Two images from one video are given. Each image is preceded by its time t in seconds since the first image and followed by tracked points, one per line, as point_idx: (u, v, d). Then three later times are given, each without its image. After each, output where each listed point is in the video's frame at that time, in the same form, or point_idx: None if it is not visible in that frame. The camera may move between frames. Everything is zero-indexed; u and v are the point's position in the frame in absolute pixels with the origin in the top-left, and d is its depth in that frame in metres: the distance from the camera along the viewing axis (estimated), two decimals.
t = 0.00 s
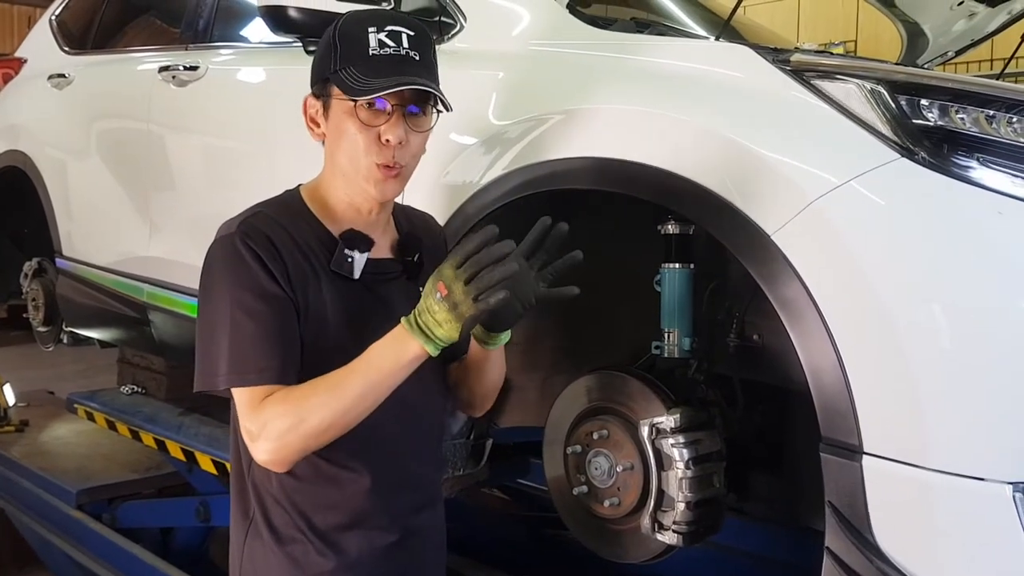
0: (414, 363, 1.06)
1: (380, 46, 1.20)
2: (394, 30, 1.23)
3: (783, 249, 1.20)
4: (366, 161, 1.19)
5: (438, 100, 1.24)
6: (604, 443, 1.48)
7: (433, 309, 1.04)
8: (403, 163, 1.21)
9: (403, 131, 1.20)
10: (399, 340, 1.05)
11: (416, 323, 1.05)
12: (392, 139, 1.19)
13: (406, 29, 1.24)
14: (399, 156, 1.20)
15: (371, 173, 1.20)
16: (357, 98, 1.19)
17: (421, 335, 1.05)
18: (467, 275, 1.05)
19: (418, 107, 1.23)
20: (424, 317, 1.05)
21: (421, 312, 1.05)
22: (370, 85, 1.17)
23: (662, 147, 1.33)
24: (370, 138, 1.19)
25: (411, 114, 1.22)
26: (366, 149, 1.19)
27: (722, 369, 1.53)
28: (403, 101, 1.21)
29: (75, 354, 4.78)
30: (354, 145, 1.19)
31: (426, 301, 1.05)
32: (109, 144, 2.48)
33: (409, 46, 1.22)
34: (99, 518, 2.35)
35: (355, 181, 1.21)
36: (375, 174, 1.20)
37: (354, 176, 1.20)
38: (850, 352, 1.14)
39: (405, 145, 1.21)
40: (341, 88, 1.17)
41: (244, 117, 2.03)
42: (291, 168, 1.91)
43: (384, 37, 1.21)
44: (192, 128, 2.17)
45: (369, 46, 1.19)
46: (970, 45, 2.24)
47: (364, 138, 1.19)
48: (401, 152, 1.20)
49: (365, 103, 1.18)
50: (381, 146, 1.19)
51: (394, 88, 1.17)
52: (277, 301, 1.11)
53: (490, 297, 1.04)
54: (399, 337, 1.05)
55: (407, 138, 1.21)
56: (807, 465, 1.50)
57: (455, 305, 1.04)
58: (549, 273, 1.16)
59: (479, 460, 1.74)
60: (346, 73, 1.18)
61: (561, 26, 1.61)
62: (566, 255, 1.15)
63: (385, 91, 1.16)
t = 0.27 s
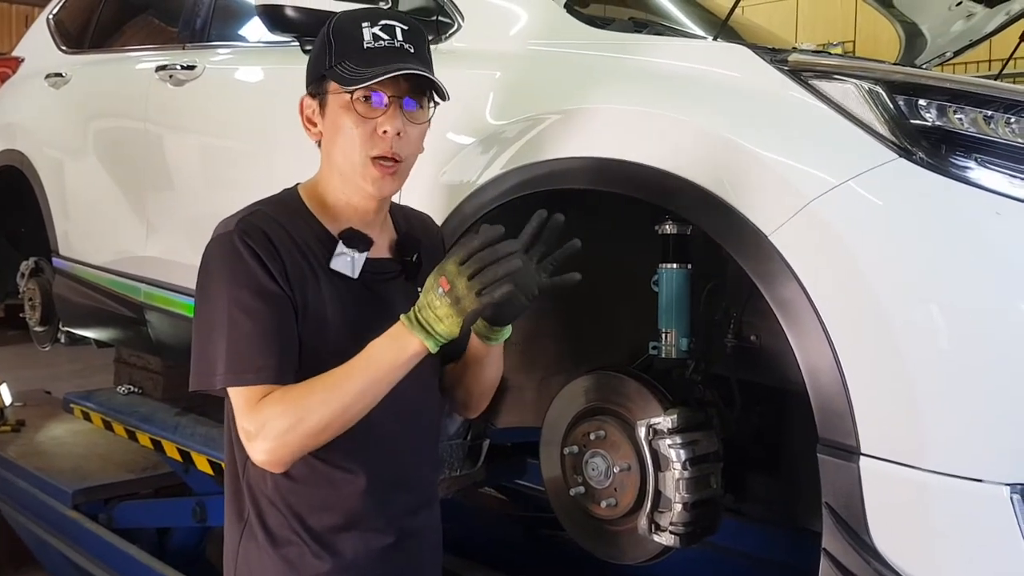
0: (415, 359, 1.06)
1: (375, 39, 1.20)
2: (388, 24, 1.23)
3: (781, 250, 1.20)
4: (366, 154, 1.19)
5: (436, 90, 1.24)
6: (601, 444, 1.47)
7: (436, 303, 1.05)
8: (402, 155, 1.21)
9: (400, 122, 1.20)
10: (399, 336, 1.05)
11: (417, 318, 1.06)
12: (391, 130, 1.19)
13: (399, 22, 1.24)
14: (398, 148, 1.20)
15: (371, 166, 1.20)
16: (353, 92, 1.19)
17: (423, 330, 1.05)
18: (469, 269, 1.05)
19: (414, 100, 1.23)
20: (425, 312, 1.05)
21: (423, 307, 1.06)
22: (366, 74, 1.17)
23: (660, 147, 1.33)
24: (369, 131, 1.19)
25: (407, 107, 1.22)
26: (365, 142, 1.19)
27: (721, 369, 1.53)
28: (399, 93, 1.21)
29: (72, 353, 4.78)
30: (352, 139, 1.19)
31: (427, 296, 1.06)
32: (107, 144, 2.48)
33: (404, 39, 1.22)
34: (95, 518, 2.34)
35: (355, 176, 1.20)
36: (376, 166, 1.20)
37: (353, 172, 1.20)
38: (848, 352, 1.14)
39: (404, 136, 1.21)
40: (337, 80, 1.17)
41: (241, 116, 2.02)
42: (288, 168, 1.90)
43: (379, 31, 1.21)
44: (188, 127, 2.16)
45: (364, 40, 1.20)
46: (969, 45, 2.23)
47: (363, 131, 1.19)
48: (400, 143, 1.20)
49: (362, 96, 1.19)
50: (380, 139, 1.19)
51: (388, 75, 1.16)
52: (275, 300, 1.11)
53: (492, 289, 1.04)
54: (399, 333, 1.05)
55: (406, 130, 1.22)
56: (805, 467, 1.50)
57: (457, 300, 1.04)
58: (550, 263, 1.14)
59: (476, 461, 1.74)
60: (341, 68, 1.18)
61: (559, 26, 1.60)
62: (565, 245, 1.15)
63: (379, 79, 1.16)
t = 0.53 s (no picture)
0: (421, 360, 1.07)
1: (376, 40, 1.19)
2: (389, 25, 1.22)
3: (781, 249, 1.19)
4: (367, 154, 1.19)
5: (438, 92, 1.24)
6: (600, 445, 1.47)
7: (451, 302, 1.07)
8: (402, 156, 1.21)
9: (402, 124, 1.20)
10: (408, 335, 1.06)
11: (429, 317, 1.07)
12: (391, 131, 1.19)
13: (399, 22, 1.24)
14: (399, 149, 1.20)
15: (372, 166, 1.19)
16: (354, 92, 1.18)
17: (433, 330, 1.07)
18: (492, 275, 1.08)
19: (414, 102, 1.23)
20: (439, 311, 1.07)
21: (436, 306, 1.07)
22: (368, 75, 1.16)
23: (660, 147, 1.32)
24: (370, 132, 1.18)
25: (408, 109, 1.22)
26: (366, 143, 1.18)
27: (722, 371, 1.53)
28: (400, 95, 1.21)
29: (69, 354, 4.77)
30: (353, 139, 1.18)
31: (443, 297, 1.08)
32: (103, 143, 2.47)
33: (405, 40, 1.22)
34: (92, 519, 2.33)
35: (355, 176, 1.19)
36: (376, 167, 1.19)
37: (354, 172, 1.19)
38: (850, 353, 1.13)
39: (405, 138, 1.21)
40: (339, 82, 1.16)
41: (238, 116, 2.01)
42: (286, 168, 1.89)
43: (379, 32, 1.20)
44: (186, 127, 2.15)
45: (365, 40, 1.19)
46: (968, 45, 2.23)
47: (364, 132, 1.18)
48: (401, 144, 1.20)
49: (363, 97, 1.18)
50: (381, 140, 1.19)
51: (392, 77, 1.16)
52: (276, 300, 1.10)
53: (511, 296, 1.08)
54: (409, 333, 1.06)
55: (407, 131, 1.21)
56: (806, 467, 1.50)
57: (475, 303, 1.07)
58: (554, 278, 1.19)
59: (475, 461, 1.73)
60: (343, 68, 1.17)
61: (557, 25, 1.59)
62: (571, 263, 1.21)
63: (382, 80, 1.16)
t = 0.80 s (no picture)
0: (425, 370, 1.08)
1: (374, 39, 1.19)
2: (384, 24, 1.22)
3: (780, 250, 1.19)
4: (371, 153, 1.19)
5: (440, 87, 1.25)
6: (600, 447, 1.46)
7: (461, 315, 1.09)
8: (404, 155, 1.21)
9: (404, 122, 1.20)
10: (410, 345, 1.07)
11: (438, 328, 1.08)
12: (394, 130, 1.19)
13: (394, 20, 1.24)
14: (402, 147, 1.20)
15: (375, 166, 1.19)
16: (355, 92, 1.18)
17: (441, 341, 1.08)
18: (507, 292, 1.11)
19: (414, 100, 1.24)
20: (449, 322, 1.09)
21: (446, 317, 1.09)
22: (371, 74, 1.16)
23: (659, 148, 1.32)
24: (372, 131, 1.18)
25: (409, 107, 1.23)
26: (369, 142, 1.18)
27: (720, 371, 1.50)
28: (401, 94, 1.21)
29: (66, 355, 4.76)
30: (357, 139, 1.18)
31: (455, 309, 1.10)
32: (100, 144, 2.47)
33: (402, 39, 1.22)
34: (90, 521, 2.33)
35: (359, 176, 1.19)
36: (380, 166, 1.19)
37: (356, 171, 1.19)
38: (849, 355, 1.13)
39: (407, 136, 1.21)
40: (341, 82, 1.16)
41: (236, 117, 2.01)
42: (283, 169, 1.89)
43: (376, 31, 1.21)
44: (183, 128, 2.15)
45: (363, 39, 1.19)
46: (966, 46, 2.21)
47: (366, 131, 1.18)
48: (404, 143, 1.20)
49: (364, 96, 1.18)
50: (385, 138, 1.19)
51: (394, 75, 1.16)
52: (274, 304, 1.10)
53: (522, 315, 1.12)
54: (414, 343, 1.07)
55: (408, 130, 1.22)
56: (806, 466, 1.51)
57: (487, 318, 1.10)
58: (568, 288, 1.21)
59: (474, 463, 1.73)
60: (342, 68, 1.17)
61: (555, 26, 1.59)
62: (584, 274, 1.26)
63: (386, 78, 1.16)
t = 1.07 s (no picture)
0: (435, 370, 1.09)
1: (366, 40, 1.20)
2: (373, 24, 1.24)
3: (780, 252, 1.19)
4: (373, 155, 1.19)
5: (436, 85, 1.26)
6: (599, 449, 1.46)
7: (474, 314, 1.13)
8: (404, 155, 1.22)
9: (402, 122, 1.21)
10: (424, 344, 1.09)
11: (451, 327, 1.12)
12: (394, 131, 1.19)
13: (379, 20, 1.25)
14: (401, 147, 1.21)
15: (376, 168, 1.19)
16: (353, 95, 1.18)
17: (454, 340, 1.11)
18: (517, 293, 1.16)
19: (408, 99, 1.24)
20: (461, 322, 1.12)
21: (460, 316, 1.13)
22: (372, 77, 1.16)
23: (658, 149, 1.31)
24: (372, 133, 1.18)
25: (404, 107, 1.23)
26: (371, 144, 1.18)
27: (720, 372, 1.50)
28: (397, 95, 1.21)
29: (65, 357, 4.76)
30: (358, 141, 1.18)
31: (468, 308, 1.13)
32: (98, 146, 2.47)
33: (391, 39, 1.24)
34: (89, 523, 2.32)
35: (362, 177, 1.19)
36: (382, 167, 1.19)
37: (356, 174, 1.19)
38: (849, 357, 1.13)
39: (405, 135, 1.21)
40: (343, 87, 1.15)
41: (234, 118, 2.01)
42: (281, 170, 1.88)
43: (368, 32, 1.22)
44: (181, 130, 2.15)
45: (355, 40, 1.19)
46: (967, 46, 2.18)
47: (366, 134, 1.18)
48: (403, 143, 1.21)
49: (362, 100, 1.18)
50: (386, 140, 1.19)
51: (403, 79, 1.17)
52: (277, 307, 1.09)
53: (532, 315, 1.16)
54: (427, 341, 1.09)
55: (406, 129, 1.22)
56: (805, 467, 1.50)
57: (498, 317, 1.13)
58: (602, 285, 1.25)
59: (473, 464, 1.72)
60: (339, 71, 1.16)
61: (554, 26, 1.59)
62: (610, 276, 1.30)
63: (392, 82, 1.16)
